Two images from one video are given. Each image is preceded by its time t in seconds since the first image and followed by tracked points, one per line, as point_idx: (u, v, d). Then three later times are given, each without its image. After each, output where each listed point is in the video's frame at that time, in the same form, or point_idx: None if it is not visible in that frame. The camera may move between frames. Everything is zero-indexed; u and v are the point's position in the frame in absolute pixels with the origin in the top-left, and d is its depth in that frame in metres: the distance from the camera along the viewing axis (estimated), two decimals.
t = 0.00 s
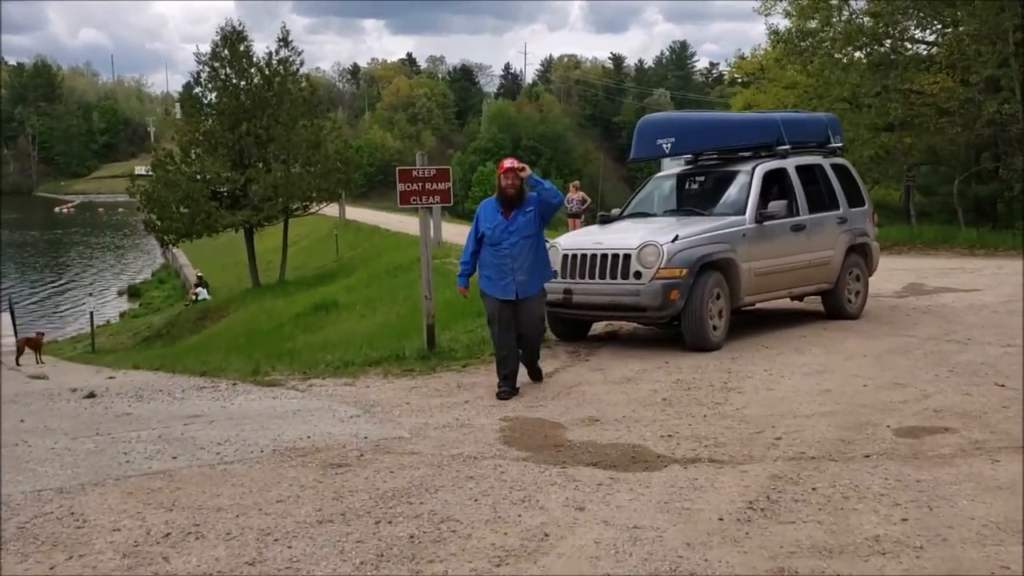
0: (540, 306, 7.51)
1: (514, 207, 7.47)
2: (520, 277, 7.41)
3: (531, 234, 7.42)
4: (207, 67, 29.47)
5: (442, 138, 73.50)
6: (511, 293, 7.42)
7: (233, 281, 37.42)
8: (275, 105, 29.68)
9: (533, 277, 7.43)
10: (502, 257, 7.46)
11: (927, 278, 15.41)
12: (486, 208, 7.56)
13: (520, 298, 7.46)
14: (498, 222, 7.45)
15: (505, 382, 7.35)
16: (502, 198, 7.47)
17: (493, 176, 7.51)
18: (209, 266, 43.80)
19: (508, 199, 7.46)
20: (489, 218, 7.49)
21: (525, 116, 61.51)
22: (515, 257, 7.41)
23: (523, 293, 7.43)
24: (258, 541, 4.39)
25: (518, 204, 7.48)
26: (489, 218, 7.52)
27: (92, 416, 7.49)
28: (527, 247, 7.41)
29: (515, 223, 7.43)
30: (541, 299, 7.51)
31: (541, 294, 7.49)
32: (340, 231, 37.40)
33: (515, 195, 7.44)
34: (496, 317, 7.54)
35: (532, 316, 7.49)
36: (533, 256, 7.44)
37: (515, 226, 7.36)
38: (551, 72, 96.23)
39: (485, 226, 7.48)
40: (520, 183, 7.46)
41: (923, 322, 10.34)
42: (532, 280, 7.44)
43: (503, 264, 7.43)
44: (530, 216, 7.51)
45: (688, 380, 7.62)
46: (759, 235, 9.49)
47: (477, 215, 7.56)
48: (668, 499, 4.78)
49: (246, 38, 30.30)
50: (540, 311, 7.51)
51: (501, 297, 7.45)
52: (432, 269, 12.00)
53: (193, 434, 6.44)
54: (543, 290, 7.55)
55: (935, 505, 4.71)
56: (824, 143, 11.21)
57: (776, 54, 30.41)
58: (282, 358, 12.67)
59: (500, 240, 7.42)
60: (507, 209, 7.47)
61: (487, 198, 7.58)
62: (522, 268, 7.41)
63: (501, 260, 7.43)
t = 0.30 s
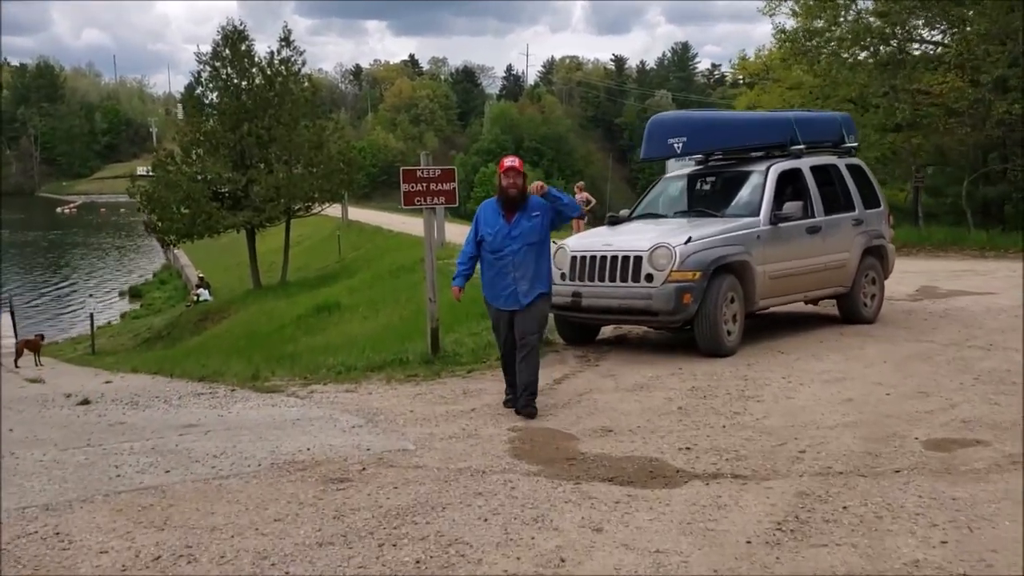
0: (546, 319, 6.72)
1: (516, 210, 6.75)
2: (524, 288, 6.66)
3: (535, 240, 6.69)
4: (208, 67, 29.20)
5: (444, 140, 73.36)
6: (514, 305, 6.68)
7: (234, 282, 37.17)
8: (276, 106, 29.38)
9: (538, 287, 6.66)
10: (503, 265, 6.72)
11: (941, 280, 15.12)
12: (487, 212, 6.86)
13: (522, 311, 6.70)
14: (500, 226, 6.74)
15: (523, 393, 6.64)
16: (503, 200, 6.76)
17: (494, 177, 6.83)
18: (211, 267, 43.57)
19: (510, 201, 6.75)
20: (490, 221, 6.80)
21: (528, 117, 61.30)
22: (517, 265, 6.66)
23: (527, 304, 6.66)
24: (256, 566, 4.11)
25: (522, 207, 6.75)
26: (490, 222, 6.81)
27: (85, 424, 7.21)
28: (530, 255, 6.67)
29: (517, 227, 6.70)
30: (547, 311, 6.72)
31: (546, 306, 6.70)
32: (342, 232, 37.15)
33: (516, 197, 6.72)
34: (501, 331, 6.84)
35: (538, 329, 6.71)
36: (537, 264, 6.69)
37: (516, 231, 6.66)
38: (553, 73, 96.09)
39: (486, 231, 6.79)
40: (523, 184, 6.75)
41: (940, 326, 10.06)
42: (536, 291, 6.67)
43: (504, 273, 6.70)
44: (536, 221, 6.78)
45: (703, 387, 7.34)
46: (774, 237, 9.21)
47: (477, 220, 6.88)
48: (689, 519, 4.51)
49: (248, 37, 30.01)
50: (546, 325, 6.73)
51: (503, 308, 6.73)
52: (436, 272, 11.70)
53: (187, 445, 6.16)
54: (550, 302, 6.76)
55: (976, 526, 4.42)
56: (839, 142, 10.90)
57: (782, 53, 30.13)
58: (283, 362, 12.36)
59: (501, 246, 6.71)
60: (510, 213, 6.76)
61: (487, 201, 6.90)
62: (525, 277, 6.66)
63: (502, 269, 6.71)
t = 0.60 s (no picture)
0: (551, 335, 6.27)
1: (526, 215, 6.23)
2: (527, 302, 6.18)
3: (543, 251, 6.17)
4: (206, 65, 29.07)
5: (443, 138, 73.14)
6: (515, 319, 6.21)
7: (232, 281, 36.89)
8: (274, 104, 29.09)
9: (542, 303, 6.18)
10: (508, 275, 6.24)
11: (951, 282, 14.86)
12: (495, 214, 6.37)
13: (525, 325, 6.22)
14: (507, 231, 6.23)
15: (527, 417, 6.18)
16: (512, 202, 6.25)
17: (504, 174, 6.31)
18: (208, 267, 43.29)
19: (520, 205, 6.23)
20: (497, 225, 6.29)
21: (527, 115, 61.04)
22: (521, 275, 6.18)
23: (529, 319, 6.19)
24: None
25: (533, 212, 6.24)
26: (498, 225, 6.31)
27: (74, 436, 6.92)
28: (537, 266, 6.17)
29: (525, 233, 6.20)
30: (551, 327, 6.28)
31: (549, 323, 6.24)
32: (340, 231, 36.86)
33: (526, 201, 6.20)
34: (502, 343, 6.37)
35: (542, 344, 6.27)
36: (543, 277, 6.19)
37: (522, 240, 6.16)
38: (552, 71, 95.91)
39: (492, 234, 6.29)
40: (535, 187, 6.22)
41: (957, 331, 9.79)
42: (539, 307, 6.19)
43: (507, 284, 6.22)
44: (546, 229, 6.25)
45: (717, 397, 7.07)
46: (788, 240, 8.92)
47: (484, 221, 6.39)
48: (714, 546, 4.25)
49: (246, 35, 29.75)
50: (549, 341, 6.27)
51: (505, 321, 6.26)
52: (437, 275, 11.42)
53: (180, 460, 5.88)
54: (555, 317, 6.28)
55: (1021, 554, 4.15)
56: (852, 142, 10.62)
57: (784, 51, 29.91)
58: (280, 367, 12.06)
59: (506, 253, 6.21)
60: (518, 219, 6.25)
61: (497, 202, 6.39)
62: (529, 290, 6.18)
63: (505, 279, 6.23)
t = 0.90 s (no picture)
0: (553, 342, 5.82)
1: (528, 214, 5.72)
2: (522, 309, 5.67)
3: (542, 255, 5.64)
4: (204, 63, 28.77)
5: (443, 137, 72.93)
6: (507, 326, 5.70)
7: (231, 281, 36.66)
8: (274, 103, 28.80)
9: (538, 310, 5.66)
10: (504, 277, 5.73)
11: (960, 282, 14.60)
12: (495, 210, 5.87)
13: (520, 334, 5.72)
14: (505, 229, 5.73)
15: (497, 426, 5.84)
16: (514, 199, 5.73)
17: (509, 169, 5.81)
18: (207, 267, 43.05)
19: (523, 203, 5.71)
20: (495, 224, 5.79)
21: (528, 115, 60.82)
22: (517, 280, 5.67)
23: (523, 328, 5.68)
24: None
25: (536, 212, 5.71)
26: (497, 223, 5.81)
27: (58, 445, 6.63)
28: (534, 271, 5.65)
29: (525, 234, 5.68)
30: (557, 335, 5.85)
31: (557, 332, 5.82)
32: (340, 231, 36.58)
33: (530, 200, 5.68)
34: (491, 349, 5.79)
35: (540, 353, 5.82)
36: (541, 283, 5.68)
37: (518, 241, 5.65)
38: (552, 72, 95.78)
39: (489, 232, 5.79)
40: (542, 186, 5.69)
41: (971, 334, 9.52)
42: (535, 315, 5.68)
43: (502, 288, 5.72)
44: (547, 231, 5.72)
45: (728, 406, 6.81)
46: (798, 240, 8.65)
47: (484, 217, 5.89)
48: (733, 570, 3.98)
49: (244, 33, 29.47)
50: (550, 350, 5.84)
51: (496, 328, 5.75)
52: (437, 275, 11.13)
53: (168, 473, 5.60)
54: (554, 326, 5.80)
55: None
56: (863, 139, 10.35)
57: (787, 50, 29.67)
58: (276, 370, 11.76)
59: (502, 253, 5.72)
60: (519, 218, 5.74)
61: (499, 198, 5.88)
62: (524, 296, 5.67)
63: (501, 282, 5.73)
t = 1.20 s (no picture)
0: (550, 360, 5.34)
1: (521, 221, 5.18)
2: (518, 326, 5.15)
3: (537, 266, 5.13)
4: (205, 61, 28.49)
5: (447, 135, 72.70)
6: (501, 347, 5.16)
7: (233, 281, 36.44)
8: (275, 101, 28.51)
9: (535, 327, 5.15)
10: (497, 293, 5.20)
11: (975, 284, 14.31)
12: (483, 218, 5.30)
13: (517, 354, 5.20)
14: (496, 240, 5.19)
15: (495, 461, 5.16)
16: (507, 207, 5.19)
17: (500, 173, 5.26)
18: (210, 266, 42.85)
19: (515, 211, 5.17)
20: (485, 235, 5.23)
21: (531, 113, 60.55)
22: (511, 294, 5.15)
23: (519, 347, 5.16)
24: None
25: (529, 219, 5.17)
26: (487, 233, 5.26)
27: (43, 458, 6.34)
28: (528, 284, 5.13)
29: (518, 244, 5.15)
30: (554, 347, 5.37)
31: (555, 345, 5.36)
32: (344, 230, 36.36)
33: (525, 206, 5.14)
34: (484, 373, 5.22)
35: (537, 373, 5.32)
36: (537, 296, 5.16)
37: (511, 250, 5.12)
38: (555, 70, 95.56)
39: (479, 244, 5.25)
40: (538, 190, 5.15)
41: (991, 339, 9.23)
42: (532, 332, 5.16)
43: (494, 305, 5.19)
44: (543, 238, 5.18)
45: (742, 416, 6.52)
46: (814, 242, 8.37)
47: (472, 227, 5.33)
48: None
49: (246, 31, 29.19)
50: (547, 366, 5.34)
51: (487, 349, 5.21)
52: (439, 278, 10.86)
53: (155, 490, 5.32)
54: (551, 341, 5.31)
55: None
56: (878, 138, 10.06)
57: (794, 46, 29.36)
58: (276, 375, 11.50)
59: (494, 267, 5.19)
60: (511, 227, 5.20)
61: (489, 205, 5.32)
62: (520, 312, 5.14)
63: (493, 298, 5.20)
